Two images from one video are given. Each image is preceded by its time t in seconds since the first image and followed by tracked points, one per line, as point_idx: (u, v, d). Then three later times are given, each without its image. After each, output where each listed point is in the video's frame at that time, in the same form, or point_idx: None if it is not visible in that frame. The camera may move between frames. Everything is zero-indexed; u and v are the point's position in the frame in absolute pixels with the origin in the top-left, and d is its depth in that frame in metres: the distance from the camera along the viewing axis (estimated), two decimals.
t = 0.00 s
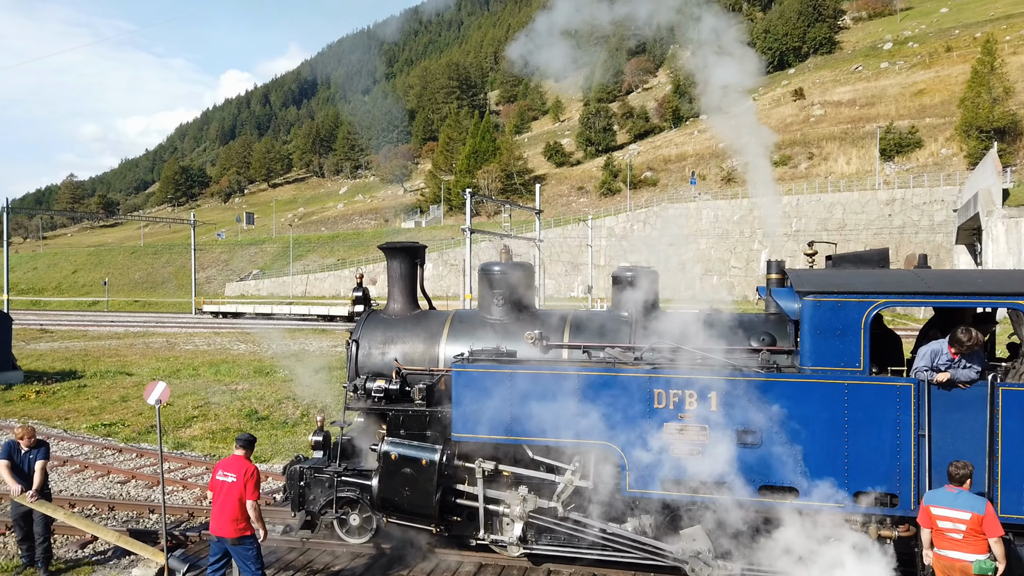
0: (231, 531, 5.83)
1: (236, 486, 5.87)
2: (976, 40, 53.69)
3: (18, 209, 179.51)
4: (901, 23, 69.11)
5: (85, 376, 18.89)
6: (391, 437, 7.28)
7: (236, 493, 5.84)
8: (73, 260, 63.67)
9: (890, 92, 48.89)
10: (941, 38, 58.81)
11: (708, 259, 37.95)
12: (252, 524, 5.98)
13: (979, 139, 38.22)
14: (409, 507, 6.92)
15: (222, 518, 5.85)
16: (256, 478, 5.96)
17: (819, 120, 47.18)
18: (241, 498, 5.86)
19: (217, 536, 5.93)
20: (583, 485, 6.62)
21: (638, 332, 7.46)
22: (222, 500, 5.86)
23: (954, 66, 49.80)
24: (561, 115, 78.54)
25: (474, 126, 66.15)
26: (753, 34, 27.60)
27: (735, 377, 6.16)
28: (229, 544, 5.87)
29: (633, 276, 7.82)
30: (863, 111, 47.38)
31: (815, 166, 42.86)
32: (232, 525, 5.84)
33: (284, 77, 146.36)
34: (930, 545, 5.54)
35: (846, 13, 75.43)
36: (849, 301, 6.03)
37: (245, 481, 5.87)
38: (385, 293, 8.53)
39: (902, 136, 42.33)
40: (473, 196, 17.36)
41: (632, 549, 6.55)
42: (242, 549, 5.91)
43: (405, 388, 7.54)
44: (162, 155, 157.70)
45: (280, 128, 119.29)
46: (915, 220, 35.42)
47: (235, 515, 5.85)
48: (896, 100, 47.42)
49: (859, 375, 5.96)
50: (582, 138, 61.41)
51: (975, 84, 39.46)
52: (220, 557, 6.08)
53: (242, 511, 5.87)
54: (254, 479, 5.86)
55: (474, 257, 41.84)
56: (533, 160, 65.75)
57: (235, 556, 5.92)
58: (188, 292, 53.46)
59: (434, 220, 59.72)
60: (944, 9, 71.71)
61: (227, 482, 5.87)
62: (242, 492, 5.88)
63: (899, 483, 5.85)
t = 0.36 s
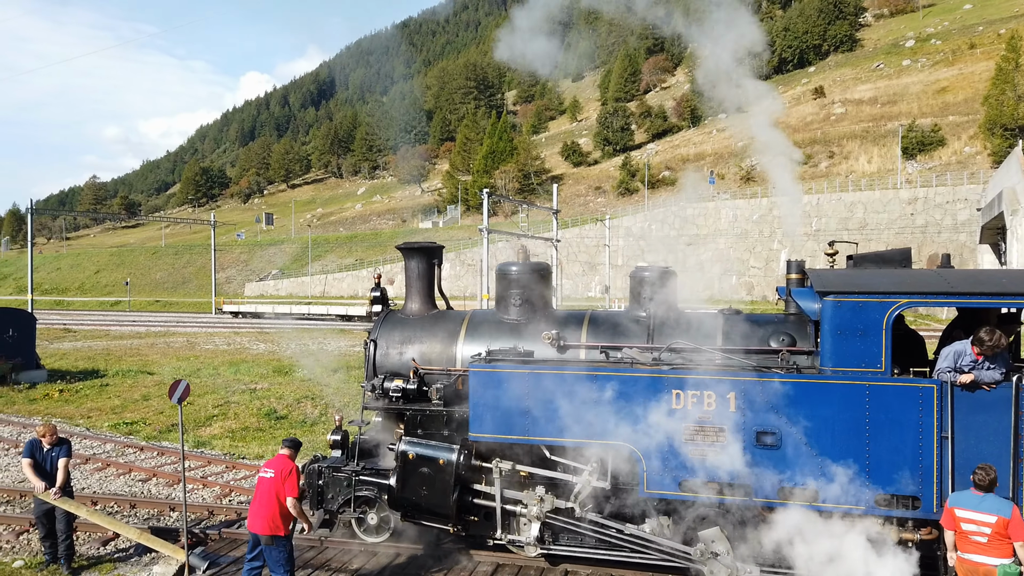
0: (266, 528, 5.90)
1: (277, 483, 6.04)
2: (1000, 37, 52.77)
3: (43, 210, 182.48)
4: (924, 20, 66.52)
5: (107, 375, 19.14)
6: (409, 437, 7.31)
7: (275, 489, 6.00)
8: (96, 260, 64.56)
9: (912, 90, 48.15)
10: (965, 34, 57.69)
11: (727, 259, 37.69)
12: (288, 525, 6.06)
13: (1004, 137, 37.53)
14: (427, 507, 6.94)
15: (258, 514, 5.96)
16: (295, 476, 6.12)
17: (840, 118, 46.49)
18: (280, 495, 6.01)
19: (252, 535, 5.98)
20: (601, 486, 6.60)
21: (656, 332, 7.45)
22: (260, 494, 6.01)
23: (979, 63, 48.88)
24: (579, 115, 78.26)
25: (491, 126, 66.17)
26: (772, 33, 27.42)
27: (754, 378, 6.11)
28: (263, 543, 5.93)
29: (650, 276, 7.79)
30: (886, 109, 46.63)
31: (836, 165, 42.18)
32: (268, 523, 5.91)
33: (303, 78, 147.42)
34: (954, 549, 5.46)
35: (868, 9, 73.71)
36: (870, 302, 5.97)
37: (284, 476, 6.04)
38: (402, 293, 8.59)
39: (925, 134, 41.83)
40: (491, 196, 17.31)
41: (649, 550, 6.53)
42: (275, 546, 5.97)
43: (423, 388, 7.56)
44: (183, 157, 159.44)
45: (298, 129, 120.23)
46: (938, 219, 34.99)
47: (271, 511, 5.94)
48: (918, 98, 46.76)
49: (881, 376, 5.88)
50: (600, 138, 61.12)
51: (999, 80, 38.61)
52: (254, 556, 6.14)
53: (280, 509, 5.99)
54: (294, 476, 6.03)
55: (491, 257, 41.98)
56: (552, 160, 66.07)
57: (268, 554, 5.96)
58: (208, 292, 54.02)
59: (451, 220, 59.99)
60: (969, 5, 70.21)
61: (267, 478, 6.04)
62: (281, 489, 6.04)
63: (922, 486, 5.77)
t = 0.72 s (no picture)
0: (286, 528, 5.96)
1: (296, 483, 6.11)
2: (1018, 35, 52.19)
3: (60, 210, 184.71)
4: (940, 18, 66.01)
5: (123, 375, 19.33)
6: (421, 436, 7.33)
7: (296, 488, 6.06)
8: (112, 261, 65.16)
9: (928, 89, 47.72)
10: (982, 33, 57.04)
11: (740, 259, 37.54)
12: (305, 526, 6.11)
13: (1021, 137, 37.13)
14: (440, 506, 6.96)
15: (277, 514, 6.00)
16: (315, 475, 6.21)
17: (854, 117, 46.09)
18: (300, 494, 6.07)
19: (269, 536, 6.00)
20: (613, 486, 6.59)
21: (668, 332, 7.44)
22: (281, 494, 6.06)
23: (996, 61, 48.37)
24: (591, 115, 78.08)
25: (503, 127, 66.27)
26: (785, 32, 27.24)
27: (767, 378, 6.09)
28: (282, 543, 5.97)
29: (662, 277, 7.76)
30: (901, 108, 46.20)
31: (851, 164, 41.74)
32: (288, 522, 5.97)
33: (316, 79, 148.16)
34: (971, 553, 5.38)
35: (883, 8, 72.93)
36: (885, 303, 5.93)
37: (305, 477, 6.12)
38: (414, 293, 8.62)
39: (941, 134, 41.44)
40: (503, 196, 17.18)
41: (661, 551, 6.51)
42: (293, 546, 6.01)
43: (435, 387, 7.59)
44: (197, 157, 160.49)
45: (312, 130, 120.90)
46: (954, 219, 34.71)
47: (291, 511, 6.00)
48: (934, 97, 46.39)
49: (896, 378, 5.84)
50: (612, 138, 60.96)
51: (1017, 78, 38.08)
52: (269, 559, 6.10)
53: (300, 508, 6.05)
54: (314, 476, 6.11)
55: (503, 257, 42.07)
56: (564, 160, 66.30)
57: (286, 555, 5.99)
58: (222, 292, 54.37)
59: (463, 221, 60.13)
60: (986, 3, 69.35)
61: (287, 478, 6.10)
62: (300, 488, 6.10)
63: (938, 488, 5.71)
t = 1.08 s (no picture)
0: (294, 532, 5.96)
1: (297, 486, 6.04)
2: None
3: (75, 210, 186.49)
4: (954, 16, 64.86)
5: (135, 374, 19.47)
6: (432, 436, 7.34)
7: (297, 492, 6.01)
8: (125, 261, 65.66)
9: (942, 88, 47.33)
10: (997, 32, 56.46)
11: (752, 260, 37.47)
12: (311, 526, 6.12)
13: None
14: (450, 506, 6.98)
15: (282, 521, 5.96)
16: (315, 475, 6.14)
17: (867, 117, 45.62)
18: (302, 497, 6.03)
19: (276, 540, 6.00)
20: (624, 488, 6.57)
21: (679, 332, 7.44)
22: (285, 503, 5.99)
23: (1011, 60, 47.88)
24: (602, 115, 77.92)
25: (513, 128, 66.37)
26: (797, 31, 27.09)
27: (779, 379, 6.06)
28: (291, 547, 5.97)
29: (673, 277, 7.75)
30: (914, 107, 45.73)
31: (864, 164, 41.41)
32: (294, 527, 5.95)
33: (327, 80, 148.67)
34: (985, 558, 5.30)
35: (897, 6, 72.16)
36: (898, 303, 5.89)
37: (305, 481, 6.03)
38: (424, 293, 8.64)
39: (955, 133, 41.39)
40: (513, 196, 17.18)
41: (672, 553, 6.49)
42: (302, 549, 6.04)
43: (445, 388, 7.61)
44: (210, 158, 161.48)
45: (322, 131, 121.39)
46: (968, 218, 34.46)
47: (296, 517, 5.97)
48: (948, 96, 46.05)
49: (908, 379, 5.80)
50: (622, 138, 60.80)
51: None
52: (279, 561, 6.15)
53: (304, 511, 6.01)
54: (314, 477, 6.04)
55: (514, 257, 42.15)
56: (574, 160, 66.55)
57: (297, 556, 6.02)
58: (234, 292, 54.67)
59: (473, 221, 60.28)
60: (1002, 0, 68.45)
61: (287, 483, 6.03)
62: (303, 490, 6.05)
63: (952, 491, 5.66)
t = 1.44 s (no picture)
0: (295, 533, 5.99)
1: (295, 488, 6.07)
2: None
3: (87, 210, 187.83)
4: (966, 15, 64.30)
5: (146, 374, 19.56)
6: (441, 436, 7.36)
7: (296, 493, 6.04)
8: (136, 261, 66.09)
9: (954, 87, 46.96)
10: (1010, 30, 55.94)
11: (762, 259, 37.33)
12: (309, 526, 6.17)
13: None
14: (459, 506, 6.99)
15: (281, 524, 5.98)
16: (311, 475, 6.19)
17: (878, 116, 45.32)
18: (301, 498, 6.06)
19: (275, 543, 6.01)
20: (633, 488, 6.56)
21: (689, 332, 7.44)
22: (284, 505, 6.00)
23: None
24: (610, 115, 77.79)
25: (523, 128, 66.34)
26: (808, 29, 26.96)
27: (789, 380, 6.03)
28: (291, 549, 6.01)
29: (683, 277, 7.74)
30: (926, 106, 45.39)
31: (875, 164, 41.17)
32: (295, 528, 5.99)
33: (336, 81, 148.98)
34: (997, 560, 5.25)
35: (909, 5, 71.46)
36: (910, 303, 5.86)
37: (303, 481, 6.06)
38: (434, 293, 8.67)
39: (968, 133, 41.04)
40: (523, 196, 17.18)
41: (680, 553, 6.47)
42: (302, 550, 6.08)
43: (454, 388, 7.62)
44: (220, 159, 162.16)
45: (332, 132, 121.77)
46: (980, 218, 34.22)
47: (296, 519, 6.00)
48: (960, 95, 45.70)
49: (920, 380, 5.76)
50: (631, 138, 60.68)
51: None
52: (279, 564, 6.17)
53: (303, 512, 6.06)
54: (311, 478, 6.08)
55: (522, 257, 42.20)
56: (583, 160, 66.48)
57: (298, 558, 6.05)
58: (244, 292, 54.91)
59: (482, 221, 60.38)
60: None
61: (286, 485, 6.04)
62: (300, 492, 6.09)
63: (963, 493, 5.62)
